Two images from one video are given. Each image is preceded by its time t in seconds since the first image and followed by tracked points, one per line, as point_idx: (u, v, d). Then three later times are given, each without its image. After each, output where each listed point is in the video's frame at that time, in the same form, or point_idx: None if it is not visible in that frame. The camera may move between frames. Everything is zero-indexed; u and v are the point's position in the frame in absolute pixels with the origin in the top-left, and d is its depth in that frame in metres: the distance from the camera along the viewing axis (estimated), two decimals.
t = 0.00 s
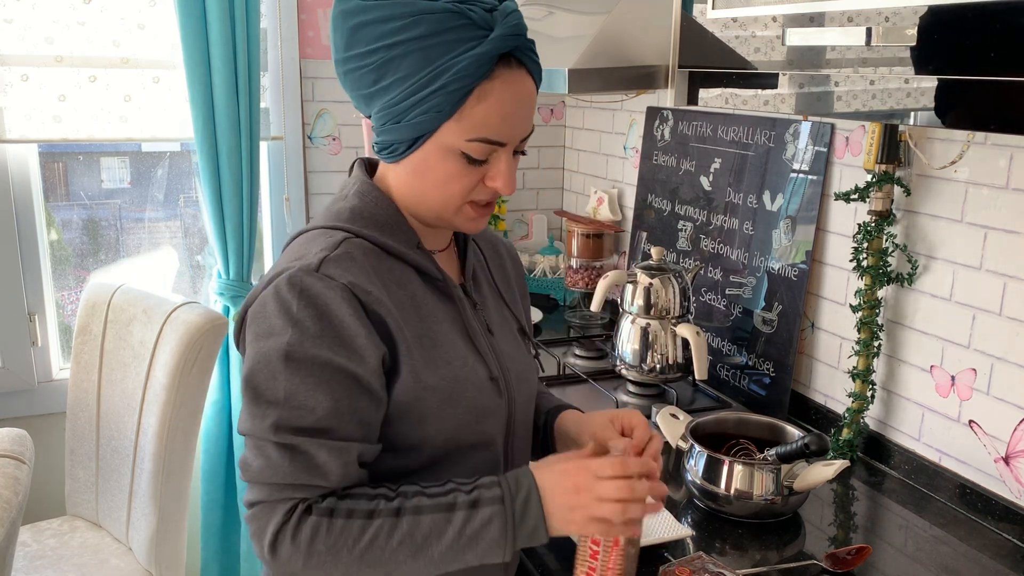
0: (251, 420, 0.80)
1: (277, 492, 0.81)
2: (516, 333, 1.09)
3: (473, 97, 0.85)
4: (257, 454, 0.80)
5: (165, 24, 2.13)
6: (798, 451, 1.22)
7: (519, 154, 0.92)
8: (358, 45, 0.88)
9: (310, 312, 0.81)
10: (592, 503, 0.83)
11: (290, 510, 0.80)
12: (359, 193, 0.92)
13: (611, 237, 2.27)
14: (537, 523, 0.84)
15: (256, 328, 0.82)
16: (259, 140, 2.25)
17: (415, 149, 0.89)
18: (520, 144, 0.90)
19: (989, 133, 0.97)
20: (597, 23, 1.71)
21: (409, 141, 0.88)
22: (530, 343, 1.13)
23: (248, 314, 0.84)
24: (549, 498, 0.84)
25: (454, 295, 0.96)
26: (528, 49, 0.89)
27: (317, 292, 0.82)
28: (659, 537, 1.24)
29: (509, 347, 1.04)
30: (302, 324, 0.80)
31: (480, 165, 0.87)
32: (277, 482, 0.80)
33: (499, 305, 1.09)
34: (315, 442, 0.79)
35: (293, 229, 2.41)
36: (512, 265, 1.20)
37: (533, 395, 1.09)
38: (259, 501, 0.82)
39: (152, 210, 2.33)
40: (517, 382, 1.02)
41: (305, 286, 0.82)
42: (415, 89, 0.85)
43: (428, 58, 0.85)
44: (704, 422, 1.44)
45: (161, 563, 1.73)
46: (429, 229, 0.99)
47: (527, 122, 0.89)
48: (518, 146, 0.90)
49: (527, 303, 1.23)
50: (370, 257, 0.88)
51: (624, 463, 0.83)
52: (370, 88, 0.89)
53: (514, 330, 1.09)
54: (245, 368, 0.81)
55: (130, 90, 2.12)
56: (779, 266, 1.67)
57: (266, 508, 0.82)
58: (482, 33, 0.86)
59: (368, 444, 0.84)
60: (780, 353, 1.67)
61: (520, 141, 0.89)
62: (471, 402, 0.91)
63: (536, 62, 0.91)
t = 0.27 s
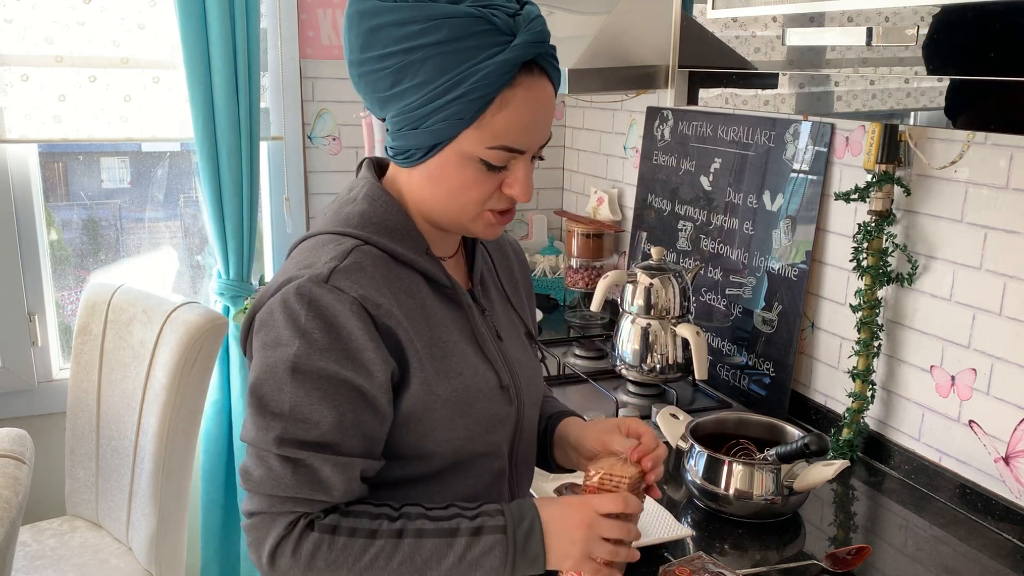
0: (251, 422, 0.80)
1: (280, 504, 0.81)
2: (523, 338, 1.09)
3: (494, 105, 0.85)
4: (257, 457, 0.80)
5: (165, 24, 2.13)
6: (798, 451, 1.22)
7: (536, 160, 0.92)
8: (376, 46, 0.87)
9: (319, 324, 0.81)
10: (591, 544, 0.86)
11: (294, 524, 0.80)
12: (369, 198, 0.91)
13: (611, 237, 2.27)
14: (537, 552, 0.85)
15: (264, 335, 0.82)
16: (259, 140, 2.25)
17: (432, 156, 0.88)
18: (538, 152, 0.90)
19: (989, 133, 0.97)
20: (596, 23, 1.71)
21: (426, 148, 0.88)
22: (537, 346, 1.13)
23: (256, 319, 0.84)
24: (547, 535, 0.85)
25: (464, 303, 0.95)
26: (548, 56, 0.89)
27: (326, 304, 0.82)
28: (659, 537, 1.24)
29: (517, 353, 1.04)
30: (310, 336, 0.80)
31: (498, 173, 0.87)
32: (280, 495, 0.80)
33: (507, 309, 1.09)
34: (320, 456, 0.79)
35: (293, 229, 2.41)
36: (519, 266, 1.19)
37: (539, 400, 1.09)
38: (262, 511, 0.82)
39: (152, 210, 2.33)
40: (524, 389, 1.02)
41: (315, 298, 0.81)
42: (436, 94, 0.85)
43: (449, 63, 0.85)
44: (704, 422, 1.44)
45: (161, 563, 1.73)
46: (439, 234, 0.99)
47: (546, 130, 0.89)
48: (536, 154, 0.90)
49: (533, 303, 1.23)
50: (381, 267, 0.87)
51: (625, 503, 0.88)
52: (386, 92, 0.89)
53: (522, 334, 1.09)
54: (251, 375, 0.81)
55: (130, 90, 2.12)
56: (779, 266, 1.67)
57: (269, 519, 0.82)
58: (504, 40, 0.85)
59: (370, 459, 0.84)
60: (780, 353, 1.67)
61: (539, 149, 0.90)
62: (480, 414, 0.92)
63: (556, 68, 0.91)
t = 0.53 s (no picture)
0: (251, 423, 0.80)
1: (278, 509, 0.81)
2: (524, 338, 1.09)
3: (503, 109, 0.86)
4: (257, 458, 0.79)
5: (165, 24, 2.13)
6: (798, 451, 1.22)
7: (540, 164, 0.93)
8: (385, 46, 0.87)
9: (324, 330, 0.80)
10: (584, 538, 0.86)
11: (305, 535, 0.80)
12: (370, 201, 0.91)
13: (611, 237, 2.27)
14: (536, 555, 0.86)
15: (267, 342, 0.82)
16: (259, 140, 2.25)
17: (438, 159, 0.88)
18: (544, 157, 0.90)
19: (989, 133, 0.97)
20: (596, 23, 1.71)
21: (433, 151, 0.88)
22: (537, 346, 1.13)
23: (257, 324, 0.84)
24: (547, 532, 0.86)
25: (466, 304, 0.95)
26: (556, 61, 0.90)
27: (331, 310, 0.81)
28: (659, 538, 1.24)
29: (518, 354, 1.04)
30: (315, 342, 0.80)
31: (504, 177, 0.88)
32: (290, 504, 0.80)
33: (507, 310, 1.09)
34: (331, 463, 0.79)
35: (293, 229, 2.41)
36: (517, 266, 1.20)
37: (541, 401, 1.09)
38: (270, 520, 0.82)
39: (152, 210, 2.33)
40: (526, 390, 1.02)
41: (319, 303, 0.81)
42: (444, 96, 0.85)
43: (459, 65, 0.85)
44: (704, 422, 1.44)
45: (161, 563, 1.73)
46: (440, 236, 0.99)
47: (552, 135, 0.89)
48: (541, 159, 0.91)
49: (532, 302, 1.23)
50: (384, 271, 0.87)
51: (613, 496, 0.87)
52: (391, 94, 0.88)
53: (522, 334, 1.09)
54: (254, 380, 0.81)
55: (130, 90, 2.12)
56: (779, 266, 1.67)
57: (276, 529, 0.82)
58: (514, 44, 0.86)
59: (375, 465, 0.84)
60: (780, 353, 1.67)
61: (544, 153, 0.90)
62: (484, 416, 0.92)
63: (563, 73, 0.91)
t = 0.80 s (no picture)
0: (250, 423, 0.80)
1: (283, 507, 0.80)
2: (518, 335, 1.09)
3: (504, 105, 0.86)
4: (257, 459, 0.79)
5: (165, 24, 2.13)
6: (798, 451, 1.22)
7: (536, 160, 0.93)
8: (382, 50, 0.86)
9: (321, 329, 0.80)
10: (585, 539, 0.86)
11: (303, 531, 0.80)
12: (363, 200, 0.91)
13: (611, 237, 2.27)
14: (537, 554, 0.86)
15: (262, 342, 0.81)
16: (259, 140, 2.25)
17: (437, 155, 0.88)
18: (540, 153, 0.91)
19: (989, 133, 0.97)
20: (596, 23, 1.71)
21: (432, 148, 0.87)
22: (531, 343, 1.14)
23: (252, 325, 0.83)
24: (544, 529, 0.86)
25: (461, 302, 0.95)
26: (555, 58, 0.90)
27: (328, 310, 0.81)
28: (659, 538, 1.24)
29: (513, 351, 1.04)
30: (311, 342, 0.80)
31: (503, 173, 0.88)
32: (286, 504, 0.80)
33: (501, 308, 1.09)
34: (330, 463, 0.79)
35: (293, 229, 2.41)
36: (510, 263, 1.20)
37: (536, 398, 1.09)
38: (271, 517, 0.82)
39: (152, 210, 2.33)
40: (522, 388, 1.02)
41: (314, 303, 0.81)
42: (447, 93, 0.85)
43: (460, 61, 0.85)
44: (704, 422, 1.44)
45: (161, 563, 1.73)
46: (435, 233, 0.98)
47: (549, 132, 0.90)
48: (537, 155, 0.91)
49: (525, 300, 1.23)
50: (378, 271, 0.86)
51: (614, 499, 0.87)
52: (390, 90, 0.88)
53: (517, 331, 1.09)
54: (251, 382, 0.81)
55: (130, 90, 2.12)
56: (779, 266, 1.67)
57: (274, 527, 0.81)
58: (515, 41, 0.86)
59: (374, 464, 0.84)
60: (780, 354, 1.67)
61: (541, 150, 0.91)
62: (481, 415, 0.92)
63: (560, 70, 0.92)
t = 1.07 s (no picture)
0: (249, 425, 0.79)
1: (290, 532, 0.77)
2: (506, 331, 1.09)
3: (519, 87, 0.87)
4: (256, 461, 0.79)
5: (165, 24, 2.13)
6: (799, 451, 1.22)
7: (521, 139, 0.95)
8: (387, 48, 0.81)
9: (324, 338, 0.78)
10: (596, 557, 0.81)
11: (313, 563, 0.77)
12: (349, 202, 0.89)
13: (611, 237, 2.27)
14: None
15: (263, 358, 0.79)
16: (259, 140, 2.25)
17: (454, 143, 0.86)
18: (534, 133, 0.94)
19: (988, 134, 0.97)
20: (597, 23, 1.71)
21: (451, 136, 0.85)
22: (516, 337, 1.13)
23: (246, 341, 0.80)
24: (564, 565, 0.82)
25: (452, 299, 0.94)
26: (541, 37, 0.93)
27: (328, 318, 0.79)
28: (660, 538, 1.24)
29: (502, 349, 1.03)
30: (315, 352, 0.77)
31: (515, 154, 0.89)
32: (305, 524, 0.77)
33: (487, 303, 1.08)
34: (345, 477, 0.77)
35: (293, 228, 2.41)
36: (488, 257, 1.19)
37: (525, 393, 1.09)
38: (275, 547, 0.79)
39: (152, 210, 2.33)
40: (514, 385, 1.02)
41: (315, 312, 0.79)
42: (460, 78, 0.83)
43: (476, 45, 0.84)
44: (704, 422, 1.44)
45: (161, 563, 1.73)
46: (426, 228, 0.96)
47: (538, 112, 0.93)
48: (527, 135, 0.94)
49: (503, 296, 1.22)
50: (370, 273, 0.85)
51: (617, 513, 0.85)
52: (398, 84, 0.83)
53: (504, 327, 1.08)
54: (252, 400, 0.78)
55: (130, 90, 2.12)
56: (779, 266, 1.67)
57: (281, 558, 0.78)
58: (517, 20, 0.87)
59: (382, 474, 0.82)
60: (780, 354, 1.67)
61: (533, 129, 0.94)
62: (480, 413, 0.91)
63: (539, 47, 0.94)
